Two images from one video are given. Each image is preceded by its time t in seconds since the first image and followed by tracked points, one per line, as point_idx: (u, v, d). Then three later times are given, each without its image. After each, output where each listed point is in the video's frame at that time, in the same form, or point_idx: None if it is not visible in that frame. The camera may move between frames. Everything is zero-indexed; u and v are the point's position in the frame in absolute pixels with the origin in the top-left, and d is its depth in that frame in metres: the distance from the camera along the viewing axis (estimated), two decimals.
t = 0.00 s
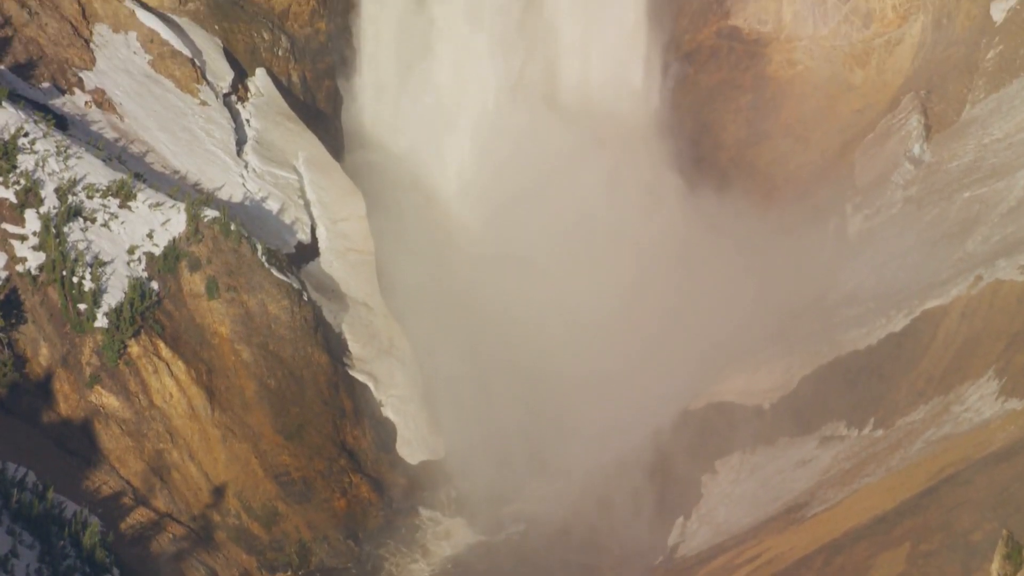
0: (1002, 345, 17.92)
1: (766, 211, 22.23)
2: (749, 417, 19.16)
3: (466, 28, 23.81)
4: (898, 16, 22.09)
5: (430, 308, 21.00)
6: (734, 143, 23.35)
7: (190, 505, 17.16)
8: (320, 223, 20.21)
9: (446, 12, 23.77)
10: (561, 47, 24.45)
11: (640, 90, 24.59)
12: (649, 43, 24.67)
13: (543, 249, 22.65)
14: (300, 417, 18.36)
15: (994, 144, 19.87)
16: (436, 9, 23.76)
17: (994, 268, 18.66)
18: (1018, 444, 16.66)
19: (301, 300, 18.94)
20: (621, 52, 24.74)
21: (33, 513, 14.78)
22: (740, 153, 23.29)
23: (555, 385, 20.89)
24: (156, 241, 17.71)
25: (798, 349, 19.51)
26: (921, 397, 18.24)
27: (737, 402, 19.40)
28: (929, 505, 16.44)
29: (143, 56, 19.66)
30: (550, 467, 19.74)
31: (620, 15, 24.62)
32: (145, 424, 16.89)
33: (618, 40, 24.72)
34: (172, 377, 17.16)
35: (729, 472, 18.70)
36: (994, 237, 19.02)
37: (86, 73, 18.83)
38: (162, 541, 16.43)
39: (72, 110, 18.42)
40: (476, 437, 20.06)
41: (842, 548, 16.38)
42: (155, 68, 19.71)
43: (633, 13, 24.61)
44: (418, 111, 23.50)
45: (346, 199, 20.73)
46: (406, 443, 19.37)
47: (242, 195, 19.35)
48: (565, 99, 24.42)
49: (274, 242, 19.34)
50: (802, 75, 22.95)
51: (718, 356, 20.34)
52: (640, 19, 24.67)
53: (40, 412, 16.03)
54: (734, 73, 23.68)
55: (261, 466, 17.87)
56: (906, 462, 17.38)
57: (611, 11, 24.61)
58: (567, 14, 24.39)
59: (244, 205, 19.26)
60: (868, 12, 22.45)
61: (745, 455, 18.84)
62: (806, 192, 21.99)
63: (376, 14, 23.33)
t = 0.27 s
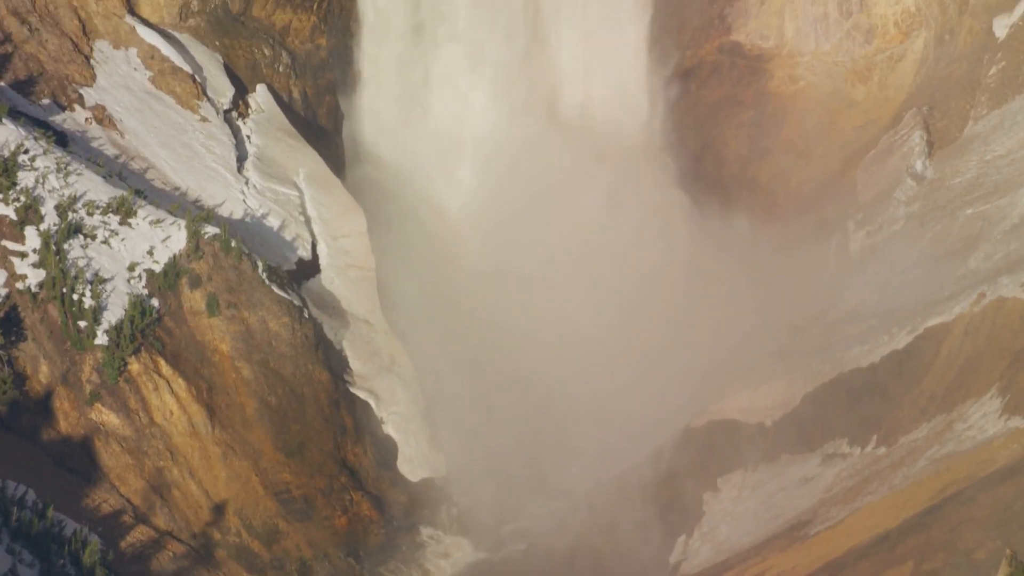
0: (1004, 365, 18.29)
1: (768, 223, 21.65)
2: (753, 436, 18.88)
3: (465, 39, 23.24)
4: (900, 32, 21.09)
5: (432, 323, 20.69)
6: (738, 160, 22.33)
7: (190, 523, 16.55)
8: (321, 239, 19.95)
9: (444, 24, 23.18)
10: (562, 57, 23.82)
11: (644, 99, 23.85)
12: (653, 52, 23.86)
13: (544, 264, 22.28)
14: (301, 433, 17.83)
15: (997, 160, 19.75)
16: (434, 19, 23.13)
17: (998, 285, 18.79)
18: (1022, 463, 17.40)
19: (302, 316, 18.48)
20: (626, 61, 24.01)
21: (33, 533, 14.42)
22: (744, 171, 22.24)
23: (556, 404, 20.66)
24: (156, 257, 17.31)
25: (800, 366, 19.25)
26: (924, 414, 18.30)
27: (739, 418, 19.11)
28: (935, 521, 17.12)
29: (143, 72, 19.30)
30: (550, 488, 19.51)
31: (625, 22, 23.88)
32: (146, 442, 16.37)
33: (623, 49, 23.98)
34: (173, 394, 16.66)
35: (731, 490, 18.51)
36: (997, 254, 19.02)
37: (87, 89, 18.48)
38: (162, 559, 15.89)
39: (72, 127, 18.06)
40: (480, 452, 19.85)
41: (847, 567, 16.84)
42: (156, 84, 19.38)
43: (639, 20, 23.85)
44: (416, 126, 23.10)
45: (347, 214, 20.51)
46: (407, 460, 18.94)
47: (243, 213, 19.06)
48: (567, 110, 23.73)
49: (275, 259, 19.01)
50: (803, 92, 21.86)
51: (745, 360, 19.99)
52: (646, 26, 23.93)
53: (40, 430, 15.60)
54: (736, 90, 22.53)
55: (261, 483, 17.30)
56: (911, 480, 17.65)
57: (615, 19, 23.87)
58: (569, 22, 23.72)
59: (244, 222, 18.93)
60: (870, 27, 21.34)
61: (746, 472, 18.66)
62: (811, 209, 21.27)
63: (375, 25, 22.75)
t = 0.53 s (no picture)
0: (1008, 386, 18.08)
1: (771, 237, 21.43)
2: (756, 458, 18.63)
3: (470, 59, 23.89)
4: (903, 50, 20.55)
5: (435, 333, 20.62)
6: (739, 178, 22.12)
7: (190, 544, 15.68)
8: (322, 257, 19.63)
9: (450, 45, 23.84)
10: (566, 75, 24.26)
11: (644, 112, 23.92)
12: (656, 65, 23.93)
13: (545, 276, 22.41)
14: (302, 453, 17.07)
15: (1000, 180, 19.50)
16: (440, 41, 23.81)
17: (1001, 306, 18.45)
18: None
19: (303, 336, 17.93)
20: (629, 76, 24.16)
21: (33, 555, 13.41)
22: (745, 190, 22.02)
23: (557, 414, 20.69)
24: (157, 277, 16.69)
25: (804, 387, 19.00)
26: (928, 435, 18.13)
27: (742, 438, 18.87)
28: (940, 542, 17.01)
29: (144, 92, 18.82)
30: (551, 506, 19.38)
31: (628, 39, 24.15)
32: (146, 462, 15.55)
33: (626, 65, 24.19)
34: (173, 414, 15.87)
35: (735, 511, 18.32)
36: (1000, 274, 18.72)
37: (87, 108, 17.97)
38: None
39: (72, 146, 17.51)
40: (478, 468, 19.49)
41: None
42: (156, 103, 18.89)
43: (642, 33, 24.07)
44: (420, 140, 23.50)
45: (348, 232, 20.23)
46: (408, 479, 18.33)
47: (244, 232, 18.64)
48: (569, 128, 24.09)
49: (276, 278, 18.60)
50: (806, 111, 21.53)
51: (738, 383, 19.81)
52: (649, 38, 24.10)
53: (40, 451, 14.73)
54: (738, 108, 22.25)
55: (261, 503, 16.44)
56: (914, 501, 17.44)
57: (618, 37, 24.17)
58: (572, 43, 24.28)
59: (245, 242, 18.52)
60: (873, 46, 20.85)
61: (749, 492, 18.43)
62: (813, 229, 21.05)
63: (381, 44, 23.15)
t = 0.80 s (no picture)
0: (1012, 404, 18.04)
1: (772, 252, 21.40)
2: (758, 476, 18.42)
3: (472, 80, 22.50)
4: (905, 66, 20.46)
5: (436, 351, 20.14)
6: (740, 195, 21.87)
7: (191, 563, 15.06)
8: (321, 274, 18.83)
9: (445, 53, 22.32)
10: (564, 91, 23.34)
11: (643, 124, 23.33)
12: (661, 67, 23.11)
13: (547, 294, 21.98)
14: (302, 471, 16.33)
15: (1003, 196, 19.49)
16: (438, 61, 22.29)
17: (1003, 323, 18.32)
18: None
19: (304, 353, 17.00)
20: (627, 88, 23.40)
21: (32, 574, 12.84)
22: (743, 208, 21.81)
23: (556, 432, 20.47)
24: (157, 293, 15.85)
25: (808, 404, 18.81)
26: (931, 453, 18.06)
27: (744, 456, 18.70)
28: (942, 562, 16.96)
29: (145, 107, 18.00)
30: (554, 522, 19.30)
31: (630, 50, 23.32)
32: (146, 480, 14.87)
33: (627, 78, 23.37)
34: (173, 432, 15.17)
35: (736, 528, 18.14)
36: (1002, 291, 18.62)
37: (88, 124, 17.21)
38: None
39: (73, 163, 16.80)
40: (480, 485, 19.13)
41: None
42: (156, 119, 18.06)
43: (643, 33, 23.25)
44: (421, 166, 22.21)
45: (347, 249, 19.45)
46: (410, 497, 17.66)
47: (245, 248, 17.84)
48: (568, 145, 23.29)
49: (277, 294, 17.78)
50: (808, 127, 21.30)
51: (734, 405, 19.73)
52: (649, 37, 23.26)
53: (40, 469, 14.10)
54: (740, 124, 21.87)
55: (262, 521, 15.78)
56: (916, 520, 17.34)
57: (619, 51, 23.32)
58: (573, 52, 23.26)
59: (246, 258, 17.75)
60: (875, 61, 20.69)
61: (751, 509, 18.26)
62: (813, 245, 21.02)
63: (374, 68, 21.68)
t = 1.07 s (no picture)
0: (1016, 424, 17.39)
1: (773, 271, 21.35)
2: (760, 496, 18.21)
3: (473, 103, 22.49)
4: (908, 84, 20.36)
5: (437, 370, 20.11)
6: (743, 212, 21.72)
7: None
8: (323, 293, 18.69)
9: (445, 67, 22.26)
10: (568, 112, 23.22)
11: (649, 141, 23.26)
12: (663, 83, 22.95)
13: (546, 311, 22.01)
14: (303, 492, 15.75)
15: (1006, 216, 18.98)
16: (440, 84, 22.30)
17: (1008, 342, 17.67)
18: None
19: (304, 372, 16.57)
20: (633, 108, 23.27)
21: None
22: (749, 226, 21.66)
23: (557, 449, 20.41)
24: (157, 313, 15.22)
25: (811, 424, 18.57)
26: (933, 474, 17.58)
27: (747, 475, 18.50)
28: None
29: (145, 126, 17.58)
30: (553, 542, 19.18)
31: (634, 69, 23.15)
32: (146, 501, 14.07)
33: (632, 98, 23.24)
34: (173, 451, 14.43)
35: (740, 548, 17.97)
36: (1005, 311, 18.00)
37: (88, 142, 16.68)
38: None
39: (73, 182, 16.22)
40: (481, 505, 19.00)
41: None
42: (156, 138, 17.66)
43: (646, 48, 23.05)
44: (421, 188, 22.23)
45: (350, 270, 19.32)
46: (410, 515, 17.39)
47: (246, 267, 17.55)
48: (570, 165, 23.23)
49: (277, 314, 17.54)
50: (810, 144, 21.20)
51: (734, 425, 19.69)
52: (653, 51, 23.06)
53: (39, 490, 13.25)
54: (742, 141, 21.75)
55: (262, 542, 15.10)
56: (919, 541, 16.91)
57: (622, 71, 23.18)
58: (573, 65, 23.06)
59: (247, 277, 17.43)
60: (877, 79, 20.60)
61: (753, 529, 18.06)
62: (816, 263, 20.89)
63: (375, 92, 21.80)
